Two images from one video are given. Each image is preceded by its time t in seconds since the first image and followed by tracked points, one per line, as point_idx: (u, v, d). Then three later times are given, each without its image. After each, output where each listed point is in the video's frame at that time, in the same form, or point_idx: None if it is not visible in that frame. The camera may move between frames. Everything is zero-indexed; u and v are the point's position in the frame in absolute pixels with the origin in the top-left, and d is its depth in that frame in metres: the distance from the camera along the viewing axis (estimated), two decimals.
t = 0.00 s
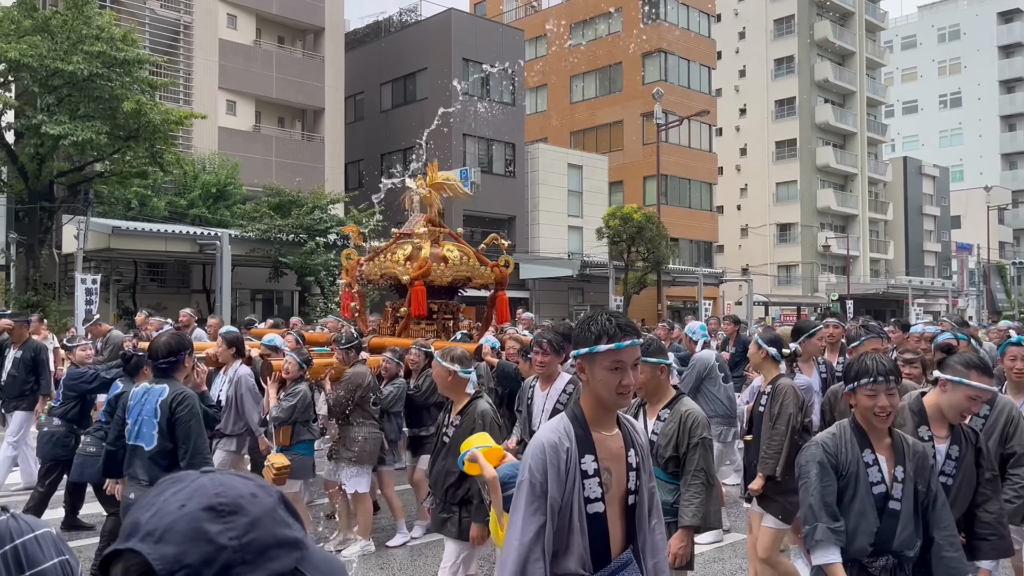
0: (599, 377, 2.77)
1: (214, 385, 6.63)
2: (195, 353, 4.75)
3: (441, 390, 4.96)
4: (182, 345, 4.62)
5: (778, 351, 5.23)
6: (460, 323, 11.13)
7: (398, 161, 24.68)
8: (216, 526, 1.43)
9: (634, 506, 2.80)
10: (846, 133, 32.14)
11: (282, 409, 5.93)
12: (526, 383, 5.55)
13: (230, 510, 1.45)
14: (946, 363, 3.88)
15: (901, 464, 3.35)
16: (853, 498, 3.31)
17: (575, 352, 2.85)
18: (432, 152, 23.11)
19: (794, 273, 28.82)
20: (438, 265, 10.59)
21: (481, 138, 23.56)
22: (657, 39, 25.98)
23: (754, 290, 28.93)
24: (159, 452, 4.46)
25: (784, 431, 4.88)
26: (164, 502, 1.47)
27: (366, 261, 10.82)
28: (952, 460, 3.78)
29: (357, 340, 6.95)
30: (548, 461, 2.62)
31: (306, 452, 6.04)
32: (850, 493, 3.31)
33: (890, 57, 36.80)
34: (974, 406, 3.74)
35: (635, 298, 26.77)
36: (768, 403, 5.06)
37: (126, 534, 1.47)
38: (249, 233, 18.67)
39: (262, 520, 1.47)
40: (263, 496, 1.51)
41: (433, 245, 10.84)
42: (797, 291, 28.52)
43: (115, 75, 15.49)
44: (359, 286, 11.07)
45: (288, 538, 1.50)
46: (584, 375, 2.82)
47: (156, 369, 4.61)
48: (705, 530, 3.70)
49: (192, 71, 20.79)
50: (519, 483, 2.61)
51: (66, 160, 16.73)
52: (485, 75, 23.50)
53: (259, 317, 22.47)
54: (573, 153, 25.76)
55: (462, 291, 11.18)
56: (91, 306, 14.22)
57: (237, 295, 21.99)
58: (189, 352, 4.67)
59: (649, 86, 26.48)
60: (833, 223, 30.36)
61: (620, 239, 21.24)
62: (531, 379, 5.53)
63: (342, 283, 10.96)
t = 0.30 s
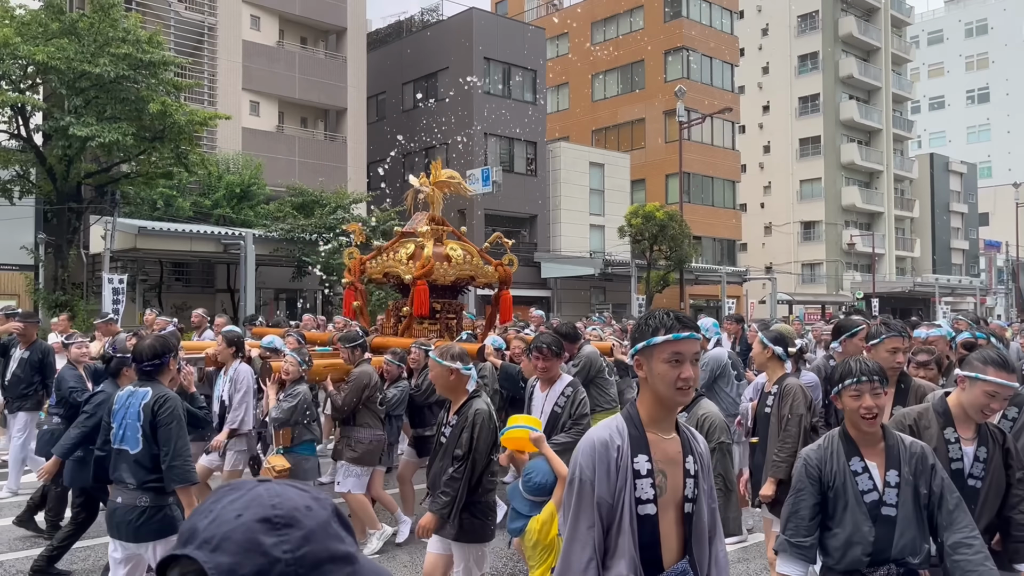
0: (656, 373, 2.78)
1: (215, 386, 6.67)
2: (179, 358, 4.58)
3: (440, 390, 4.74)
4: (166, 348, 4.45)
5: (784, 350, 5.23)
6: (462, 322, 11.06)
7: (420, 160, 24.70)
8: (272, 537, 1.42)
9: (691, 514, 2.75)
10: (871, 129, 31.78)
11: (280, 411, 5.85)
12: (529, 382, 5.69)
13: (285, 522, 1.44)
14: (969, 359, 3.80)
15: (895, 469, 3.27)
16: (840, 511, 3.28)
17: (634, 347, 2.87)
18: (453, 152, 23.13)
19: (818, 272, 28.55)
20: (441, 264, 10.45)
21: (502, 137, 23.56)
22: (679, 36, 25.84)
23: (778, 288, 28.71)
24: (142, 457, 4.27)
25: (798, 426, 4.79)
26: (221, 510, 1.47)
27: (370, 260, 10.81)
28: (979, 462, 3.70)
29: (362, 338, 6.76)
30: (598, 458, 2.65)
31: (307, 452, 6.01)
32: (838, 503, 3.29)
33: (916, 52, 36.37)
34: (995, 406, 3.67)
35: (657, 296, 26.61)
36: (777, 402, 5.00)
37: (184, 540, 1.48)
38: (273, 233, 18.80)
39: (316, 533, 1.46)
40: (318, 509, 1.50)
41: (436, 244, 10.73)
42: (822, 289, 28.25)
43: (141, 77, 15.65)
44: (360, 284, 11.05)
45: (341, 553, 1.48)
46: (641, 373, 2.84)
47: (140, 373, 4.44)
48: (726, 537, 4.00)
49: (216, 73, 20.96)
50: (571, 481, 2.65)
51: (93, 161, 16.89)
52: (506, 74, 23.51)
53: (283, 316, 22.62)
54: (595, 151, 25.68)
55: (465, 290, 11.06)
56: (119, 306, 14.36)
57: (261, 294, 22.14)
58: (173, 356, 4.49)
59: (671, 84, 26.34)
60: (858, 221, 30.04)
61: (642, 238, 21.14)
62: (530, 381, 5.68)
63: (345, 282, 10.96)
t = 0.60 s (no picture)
0: (700, 373, 2.74)
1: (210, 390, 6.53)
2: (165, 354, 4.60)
3: (429, 394, 4.58)
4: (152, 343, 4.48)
5: (788, 351, 5.19)
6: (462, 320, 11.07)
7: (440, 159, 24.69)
8: (317, 547, 1.36)
9: (730, 521, 2.72)
10: (895, 126, 31.44)
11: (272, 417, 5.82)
12: (519, 393, 5.47)
13: (331, 532, 1.38)
14: (952, 362, 3.67)
15: (869, 470, 3.13)
16: (817, 514, 3.19)
17: (676, 345, 2.81)
18: (473, 151, 23.12)
19: (840, 270, 28.24)
20: (441, 262, 10.44)
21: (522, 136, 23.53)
22: (700, 33, 25.66)
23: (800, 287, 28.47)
24: (125, 452, 4.25)
25: (803, 430, 4.60)
26: (269, 517, 1.43)
27: (370, 258, 10.79)
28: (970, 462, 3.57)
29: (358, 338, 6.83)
30: (643, 462, 2.59)
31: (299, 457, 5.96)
32: (814, 506, 3.21)
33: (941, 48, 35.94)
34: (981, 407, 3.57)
35: (678, 295, 26.41)
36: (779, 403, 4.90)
37: (236, 544, 1.45)
38: (294, 233, 18.91)
39: (362, 542, 1.40)
40: (365, 517, 1.44)
41: (435, 242, 10.70)
42: (844, 288, 27.95)
43: (164, 79, 15.80)
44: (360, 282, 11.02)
45: (389, 564, 1.41)
46: (686, 373, 2.77)
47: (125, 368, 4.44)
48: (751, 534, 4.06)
49: (238, 74, 21.09)
50: (615, 487, 2.58)
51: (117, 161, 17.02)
52: (525, 73, 23.48)
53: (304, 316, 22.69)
54: (614, 150, 25.57)
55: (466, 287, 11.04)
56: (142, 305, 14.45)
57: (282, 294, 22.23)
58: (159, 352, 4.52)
59: (691, 82, 26.17)
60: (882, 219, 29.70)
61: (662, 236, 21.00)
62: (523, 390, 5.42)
63: (344, 279, 10.91)
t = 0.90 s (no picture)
0: (742, 386, 2.52)
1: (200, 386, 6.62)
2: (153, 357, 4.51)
3: (413, 395, 4.48)
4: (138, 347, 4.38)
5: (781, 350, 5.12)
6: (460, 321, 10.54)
7: (457, 159, 24.66)
8: (348, 570, 1.29)
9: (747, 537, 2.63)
10: (915, 124, 31.18)
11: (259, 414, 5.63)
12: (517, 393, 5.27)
13: (365, 554, 1.32)
14: (952, 365, 3.56)
15: (867, 482, 2.92)
16: (807, 522, 3.01)
17: (714, 352, 2.55)
18: (491, 151, 23.10)
19: (860, 269, 28.01)
20: (438, 260, 9.93)
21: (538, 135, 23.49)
22: (718, 31, 25.49)
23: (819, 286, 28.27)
24: (111, 457, 4.22)
25: (799, 435, 4.57)
26: (308, 536, 1.36)
27: (366, 256, 10.30)
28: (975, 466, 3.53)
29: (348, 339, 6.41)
30: (706, 487, 2.34)
31: (282, 457, 5.81)
32: (806, 513, 3.02)
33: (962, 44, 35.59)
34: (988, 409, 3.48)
35: (695, 294, 26.29)
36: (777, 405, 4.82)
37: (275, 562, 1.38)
38: (312, 233, 19.04)
39: (396, 565, 1.32)
40: (404, 539, 1.36)
41: (432, 240, 10.20)
42: (864, 287, 27.73)
43: (184, 79, 15.90)
44: (356, 283, 10.51)
45: None
46: (728, 387, 2.53)
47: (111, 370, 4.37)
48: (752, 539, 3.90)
49: (256, 75, 21.20)
50: (680, 514, 2.29)
51: (138, 162, 17.13)
52: (542, 72, 23.45)
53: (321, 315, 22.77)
54: (632, 149, 25.52)
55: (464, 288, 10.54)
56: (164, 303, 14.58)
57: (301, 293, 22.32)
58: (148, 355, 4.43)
59: (709, 80, 26.03)
60: (902, 217, 29.44)
61: (680, 235, 20.91)
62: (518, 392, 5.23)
63: (339, 280, 10.39)
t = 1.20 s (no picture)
0: (739, 394, 2.41)
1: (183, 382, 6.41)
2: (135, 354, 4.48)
3: (398, 398, 4.29)
4: (121, 345, 4.35)
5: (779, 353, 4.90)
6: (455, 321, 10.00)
7: (472, 159, 24.61)
8: (367, 565, 1.22)
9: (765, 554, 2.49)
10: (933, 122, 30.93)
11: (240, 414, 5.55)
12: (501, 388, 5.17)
13: (387, 550, 1.23)
14: (966, 363, 3.46)
15: (855, 492, 2.81)
16: (790, 522, 2.96)
17: (708, 358, 2.47)
18: (505, 150, 23.07)
19: (877, 269, 27.78)
20: (430, 258, 9.41)
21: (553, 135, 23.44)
22: (733, 29, 25.35)
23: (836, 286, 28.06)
24: (86, 456, 4.21)
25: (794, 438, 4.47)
26: (334, 521, 1.30)
27: (358, 253, 9.80)
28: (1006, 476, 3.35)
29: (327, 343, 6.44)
30: (734, 497, 2.21)
31: (271, 455, 5.74)
32: (789, 512, 2.99)
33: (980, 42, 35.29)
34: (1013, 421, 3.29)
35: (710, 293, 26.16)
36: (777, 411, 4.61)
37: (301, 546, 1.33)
38: (328, 233, 19.14)
39: (420, 564, 1.22)
40: (434, 536, 1.26)
41: (425, 237, 9.69)
42: (881, 287, 27.50)
43: (201, 80, 15.95)
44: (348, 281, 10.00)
45: None
46: (721, 394, 2.43)
47: (90, 368, 4.33)
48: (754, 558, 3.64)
49: (272, 75, 21.29)
50: (719, 531, 2.14)
51: (155, 163, 17.20)
52: (557, 71, 23.40)
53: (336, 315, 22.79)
54: (647, 148, 25.43)
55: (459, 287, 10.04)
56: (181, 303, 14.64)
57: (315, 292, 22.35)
58: (129, 353, 4.41)
59: (724, 79, 25.89)
60: (920, 217, 29.20)
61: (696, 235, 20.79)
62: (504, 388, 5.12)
63: (330, 277, 9.89)
